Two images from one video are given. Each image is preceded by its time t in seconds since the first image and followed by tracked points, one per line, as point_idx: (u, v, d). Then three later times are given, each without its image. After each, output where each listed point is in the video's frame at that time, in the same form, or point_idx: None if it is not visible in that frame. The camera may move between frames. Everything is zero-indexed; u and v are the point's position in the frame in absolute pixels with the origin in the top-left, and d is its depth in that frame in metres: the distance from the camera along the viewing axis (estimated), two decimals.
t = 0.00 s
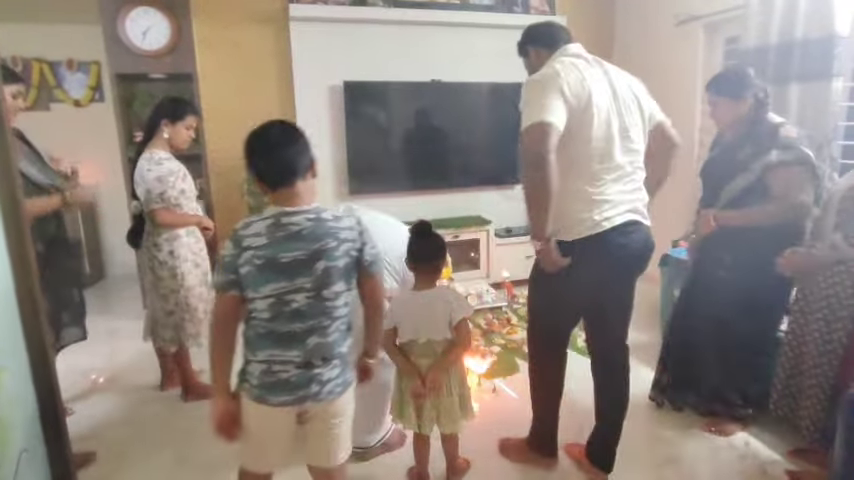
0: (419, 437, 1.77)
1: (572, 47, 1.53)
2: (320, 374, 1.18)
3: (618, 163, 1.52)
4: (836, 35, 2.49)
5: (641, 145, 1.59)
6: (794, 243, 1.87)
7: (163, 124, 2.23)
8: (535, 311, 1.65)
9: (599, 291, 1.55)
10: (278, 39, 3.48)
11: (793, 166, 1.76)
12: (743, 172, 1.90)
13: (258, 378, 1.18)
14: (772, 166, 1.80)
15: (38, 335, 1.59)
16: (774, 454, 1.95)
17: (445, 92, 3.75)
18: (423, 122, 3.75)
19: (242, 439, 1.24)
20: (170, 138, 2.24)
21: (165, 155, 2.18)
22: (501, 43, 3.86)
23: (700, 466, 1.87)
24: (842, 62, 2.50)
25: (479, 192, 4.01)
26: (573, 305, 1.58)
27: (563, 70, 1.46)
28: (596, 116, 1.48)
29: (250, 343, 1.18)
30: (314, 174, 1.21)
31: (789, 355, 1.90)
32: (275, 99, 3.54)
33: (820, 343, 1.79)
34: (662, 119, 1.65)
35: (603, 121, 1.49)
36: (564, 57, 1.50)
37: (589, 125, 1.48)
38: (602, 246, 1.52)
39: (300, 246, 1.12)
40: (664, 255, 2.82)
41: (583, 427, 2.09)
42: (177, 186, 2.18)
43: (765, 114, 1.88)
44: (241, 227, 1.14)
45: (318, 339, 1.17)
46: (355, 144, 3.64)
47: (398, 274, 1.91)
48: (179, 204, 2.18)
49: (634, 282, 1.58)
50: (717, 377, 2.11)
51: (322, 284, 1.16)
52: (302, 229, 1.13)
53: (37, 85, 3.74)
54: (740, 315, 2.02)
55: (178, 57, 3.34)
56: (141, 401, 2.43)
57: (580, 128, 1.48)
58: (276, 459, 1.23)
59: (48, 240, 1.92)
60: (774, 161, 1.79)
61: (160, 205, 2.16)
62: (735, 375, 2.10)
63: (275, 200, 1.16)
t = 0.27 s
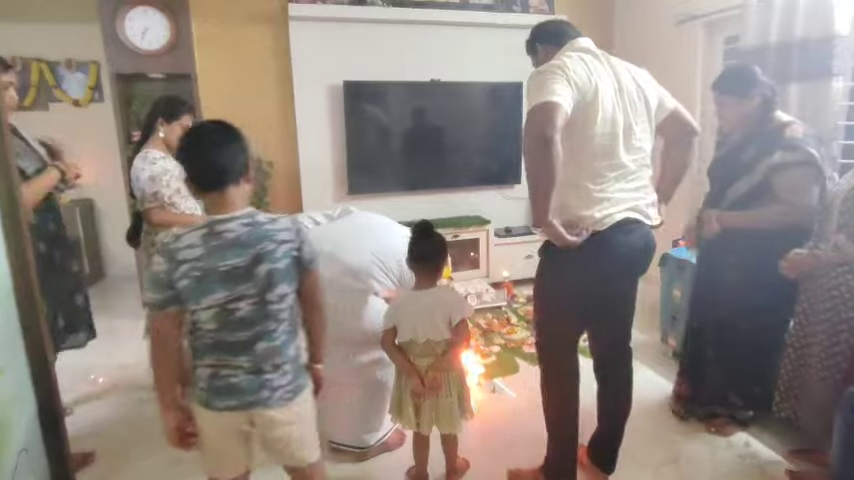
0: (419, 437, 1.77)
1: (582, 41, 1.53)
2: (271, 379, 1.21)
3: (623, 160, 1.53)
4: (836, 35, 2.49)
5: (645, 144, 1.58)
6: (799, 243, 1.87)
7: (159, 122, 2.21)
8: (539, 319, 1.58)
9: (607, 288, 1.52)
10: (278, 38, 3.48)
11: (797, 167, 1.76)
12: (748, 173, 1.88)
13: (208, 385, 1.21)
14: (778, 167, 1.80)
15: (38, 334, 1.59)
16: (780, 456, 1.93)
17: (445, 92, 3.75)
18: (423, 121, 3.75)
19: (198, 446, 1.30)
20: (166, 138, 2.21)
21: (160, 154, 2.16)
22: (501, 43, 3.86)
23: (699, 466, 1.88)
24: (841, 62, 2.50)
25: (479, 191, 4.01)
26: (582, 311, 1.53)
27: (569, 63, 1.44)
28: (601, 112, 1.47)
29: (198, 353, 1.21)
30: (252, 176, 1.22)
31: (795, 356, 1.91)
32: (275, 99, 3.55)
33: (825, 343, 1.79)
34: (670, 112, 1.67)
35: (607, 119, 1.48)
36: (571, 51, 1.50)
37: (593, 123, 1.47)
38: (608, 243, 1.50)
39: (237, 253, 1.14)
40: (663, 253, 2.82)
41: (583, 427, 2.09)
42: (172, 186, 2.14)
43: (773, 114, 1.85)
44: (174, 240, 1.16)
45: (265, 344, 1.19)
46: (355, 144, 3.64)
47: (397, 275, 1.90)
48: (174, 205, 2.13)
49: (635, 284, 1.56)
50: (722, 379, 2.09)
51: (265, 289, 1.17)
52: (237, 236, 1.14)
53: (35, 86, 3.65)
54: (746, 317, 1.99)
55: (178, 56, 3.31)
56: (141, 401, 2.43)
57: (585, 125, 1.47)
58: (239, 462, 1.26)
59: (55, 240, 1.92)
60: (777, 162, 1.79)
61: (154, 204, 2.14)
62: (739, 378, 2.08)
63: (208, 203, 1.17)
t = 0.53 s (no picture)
0: (419, 436, 1.77)
1: (578, 39, 1.52)
2: (248, 367, 1.30)
3: (622, 158, 1.52)
4: (837, 34, 2.48)
5: (642, 142, 1.58)
6: (803, 244, 1.86)
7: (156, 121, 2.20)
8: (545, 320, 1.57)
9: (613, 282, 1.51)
10: (279, 37, 3.48)
11: (800, 166, 1.76)
12: (752, 173, 1.88)
13: (185, 385, 1.27)
14: (781, 166, 1.79)
15: (38, 334, 1.59)
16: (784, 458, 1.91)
17: (445, 91, 3.74)
18: (424, 121, 3.75)
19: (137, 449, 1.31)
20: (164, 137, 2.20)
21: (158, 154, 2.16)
22: (502, 42, 3.85)
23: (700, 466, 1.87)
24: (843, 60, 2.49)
25: (480, 191, 4.01)
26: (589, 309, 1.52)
27: (566, 60, 1.44)
28: (599, 109, 1.46)
29: (168, 355, 1.26)
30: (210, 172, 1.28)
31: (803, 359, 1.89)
32: (277, 98, 3.55)
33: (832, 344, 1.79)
34: (667, 110, 1.66)
35: (605, 117, 1.48)
36: (568, 48, 1.49)
37: (592, 119, 1.46)
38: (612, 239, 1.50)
39: (200, 250, 1.20)
40: (665, 253, 2.82)
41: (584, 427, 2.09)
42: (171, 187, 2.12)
43: (773, 113, 1.86)
44: (129, 243, 1.19)
45: (240, 337, 1.28)
46: (356, 143, 3.63)
47: (394, 272, 1.91)
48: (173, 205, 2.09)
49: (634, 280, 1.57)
50: (726, 382, 2.07)
51: (232, 283, 1.25)
52: (198, 232, 1.20)
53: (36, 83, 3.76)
54: (752, 319, 1.97)
55: (178, 55, 3.31)
56: (141, 400, 2.43)
57: (583, 121, 1.46)
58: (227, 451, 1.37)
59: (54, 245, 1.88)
60: (780, 161, 1.78)
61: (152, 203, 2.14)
62: (744, 380, 2.05)
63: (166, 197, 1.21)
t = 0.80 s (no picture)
0: (420, 435, 1.77)
1: (570, 35, 1.50)
2: (245, 357, 1.34)
3: (617, 159, 1.52)
4: (840, 35, 2.48)
5: (637, 141, 1.58)
6: (806, 244, 1.87)
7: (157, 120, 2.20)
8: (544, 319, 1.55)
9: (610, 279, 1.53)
10: (282, 36, 3.49)
11: (804, 164, 1.76)
12: (755, 171, 1.88)
13: (186, 380, 1.27)
14: (783, 165, 1.80)
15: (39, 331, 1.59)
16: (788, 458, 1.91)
17: (448, 91, 3.74)
18: (426, 120, 3.75)
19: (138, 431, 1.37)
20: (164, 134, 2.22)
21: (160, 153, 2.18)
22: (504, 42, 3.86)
23: (702, 466, 1.87)
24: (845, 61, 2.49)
25: (482, 191, 4.01)
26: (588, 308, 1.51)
27: (561, 60, 1.42)
28: (593, 109, 1.46)
29: (165, 351, 1.27)
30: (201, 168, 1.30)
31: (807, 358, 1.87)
32: (280, 96, 3.55)
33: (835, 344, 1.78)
34: (660, 108, 1.66)
35: (600, 118, 1.47)
36: (561, 46, 1.48)
37: (587, 120, 1.46)
38: (611, 236, 1.50)
39: (195, 245, 1.22)
40: (667, 253, 2.82)
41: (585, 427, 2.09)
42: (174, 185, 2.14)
43: (774, 115, 1.85)
44: (123, 240, 1.19)
45: (238, 328, 1.32)
46: (358, 142, 3.64)
47: (392, 249, 1.87)
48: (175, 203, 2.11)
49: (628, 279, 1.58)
50: (729, 381, 2.06)
51: (228, 277, 1.28)
52: (193, 228, 1.22)
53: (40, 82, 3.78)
54: (756, 317, 1.96)
55: (180, 54, 3.32)
56: (143, 398, 2.43)
57: (578, 122, 1.46)
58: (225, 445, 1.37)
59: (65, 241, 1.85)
60: (784, 159, 1.78)
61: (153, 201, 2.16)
62: (748, 380, 2.04)
63: (157, 196, 1.23)
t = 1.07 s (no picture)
0: (424, 433, 1.77)
1: (562, 36, 1.50)
2: (244, 350, 1.38)
3: (610, 163, 1.51)
4: (845, 35, 2.48)
5: (631, 144, 1.57)
6: (811, 244, 1.87)
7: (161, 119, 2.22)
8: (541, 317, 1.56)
9: (604, 278, 1.54)
10: (286, 35, 3.49)
11: (812, 161, 1.75)
12: (761, 170, 1.88)
13: (188, 368, 1.30)
14: (792, 161, 1.79)
15: (45, 329, 1.60)
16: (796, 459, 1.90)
17: (451, 91, 3.74)
18: (429, 119, 3.75)
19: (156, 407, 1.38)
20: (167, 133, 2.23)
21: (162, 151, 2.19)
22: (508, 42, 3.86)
23: (705, 466, 1.87)
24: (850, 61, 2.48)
25: (485, 190, 4.01)
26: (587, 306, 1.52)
27: (552, 63, 1.42)
28: (585, 112, 1.45)
29: (169, 340, 1.29)
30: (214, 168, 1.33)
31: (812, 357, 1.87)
32: (283, 96, 3.56)
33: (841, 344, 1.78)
34: (655, 107, 1.66)
35: (593, 121, 1.47)
36: (553, 49, 1.47)
37: (579, 124, 1.45)
38: (608, 234, 1.52)
39: (207, 241, 1.26)
40: (670, 254, 2.82)
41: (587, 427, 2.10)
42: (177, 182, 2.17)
43: (781, 114, 1.86)
44: (139, 231, 1.20)
45: (239, 321, 1.35)
46: (361, 142, 3.64)
47: (395, 225, 1.88)
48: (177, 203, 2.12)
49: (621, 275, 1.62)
50: (733, 381, 2.06)
51: (234, 272, 1.32)
52: (205, 224, 1.26)
53: (45, 80, 3.80)
54: (759, 315, 1.96)
55: (186, 53, 3.30)
56: (147, 397, 2.44)
57: (568, 125, 1.46)
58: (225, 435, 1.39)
59: (77, 238, 1.86)
60: (791, 156, 1.78)
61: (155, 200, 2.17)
62: (753, 380, 2.03)
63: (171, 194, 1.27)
